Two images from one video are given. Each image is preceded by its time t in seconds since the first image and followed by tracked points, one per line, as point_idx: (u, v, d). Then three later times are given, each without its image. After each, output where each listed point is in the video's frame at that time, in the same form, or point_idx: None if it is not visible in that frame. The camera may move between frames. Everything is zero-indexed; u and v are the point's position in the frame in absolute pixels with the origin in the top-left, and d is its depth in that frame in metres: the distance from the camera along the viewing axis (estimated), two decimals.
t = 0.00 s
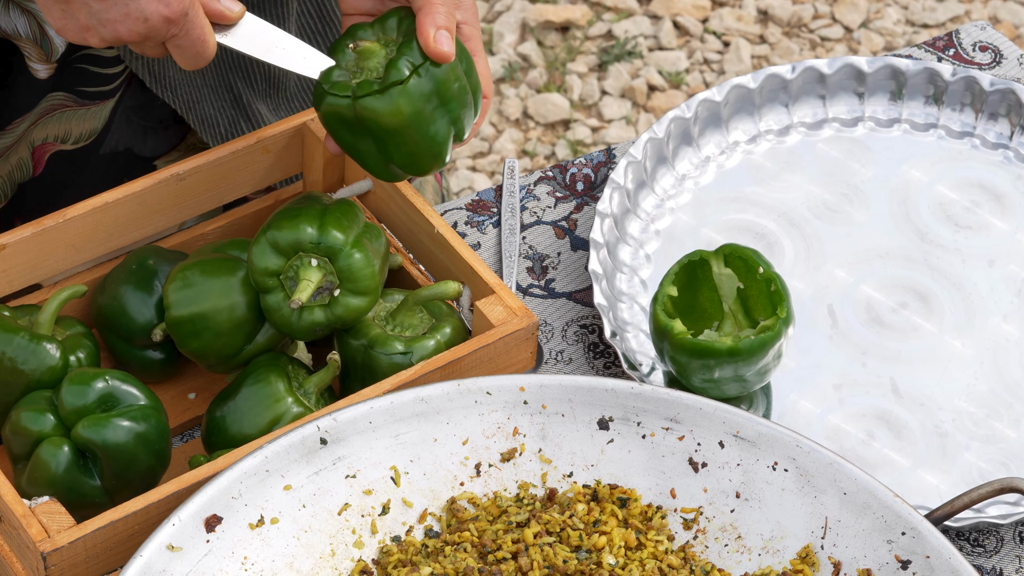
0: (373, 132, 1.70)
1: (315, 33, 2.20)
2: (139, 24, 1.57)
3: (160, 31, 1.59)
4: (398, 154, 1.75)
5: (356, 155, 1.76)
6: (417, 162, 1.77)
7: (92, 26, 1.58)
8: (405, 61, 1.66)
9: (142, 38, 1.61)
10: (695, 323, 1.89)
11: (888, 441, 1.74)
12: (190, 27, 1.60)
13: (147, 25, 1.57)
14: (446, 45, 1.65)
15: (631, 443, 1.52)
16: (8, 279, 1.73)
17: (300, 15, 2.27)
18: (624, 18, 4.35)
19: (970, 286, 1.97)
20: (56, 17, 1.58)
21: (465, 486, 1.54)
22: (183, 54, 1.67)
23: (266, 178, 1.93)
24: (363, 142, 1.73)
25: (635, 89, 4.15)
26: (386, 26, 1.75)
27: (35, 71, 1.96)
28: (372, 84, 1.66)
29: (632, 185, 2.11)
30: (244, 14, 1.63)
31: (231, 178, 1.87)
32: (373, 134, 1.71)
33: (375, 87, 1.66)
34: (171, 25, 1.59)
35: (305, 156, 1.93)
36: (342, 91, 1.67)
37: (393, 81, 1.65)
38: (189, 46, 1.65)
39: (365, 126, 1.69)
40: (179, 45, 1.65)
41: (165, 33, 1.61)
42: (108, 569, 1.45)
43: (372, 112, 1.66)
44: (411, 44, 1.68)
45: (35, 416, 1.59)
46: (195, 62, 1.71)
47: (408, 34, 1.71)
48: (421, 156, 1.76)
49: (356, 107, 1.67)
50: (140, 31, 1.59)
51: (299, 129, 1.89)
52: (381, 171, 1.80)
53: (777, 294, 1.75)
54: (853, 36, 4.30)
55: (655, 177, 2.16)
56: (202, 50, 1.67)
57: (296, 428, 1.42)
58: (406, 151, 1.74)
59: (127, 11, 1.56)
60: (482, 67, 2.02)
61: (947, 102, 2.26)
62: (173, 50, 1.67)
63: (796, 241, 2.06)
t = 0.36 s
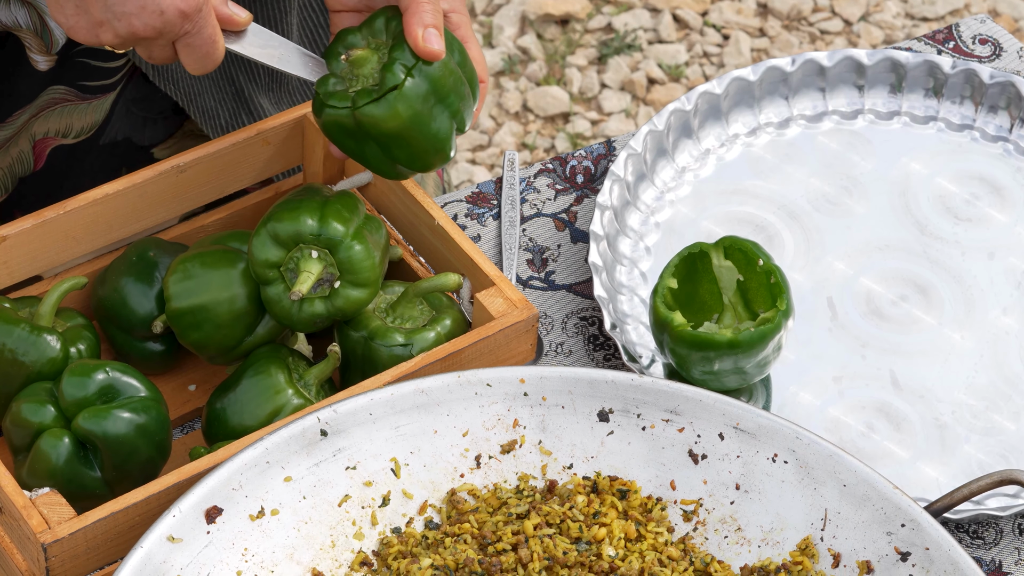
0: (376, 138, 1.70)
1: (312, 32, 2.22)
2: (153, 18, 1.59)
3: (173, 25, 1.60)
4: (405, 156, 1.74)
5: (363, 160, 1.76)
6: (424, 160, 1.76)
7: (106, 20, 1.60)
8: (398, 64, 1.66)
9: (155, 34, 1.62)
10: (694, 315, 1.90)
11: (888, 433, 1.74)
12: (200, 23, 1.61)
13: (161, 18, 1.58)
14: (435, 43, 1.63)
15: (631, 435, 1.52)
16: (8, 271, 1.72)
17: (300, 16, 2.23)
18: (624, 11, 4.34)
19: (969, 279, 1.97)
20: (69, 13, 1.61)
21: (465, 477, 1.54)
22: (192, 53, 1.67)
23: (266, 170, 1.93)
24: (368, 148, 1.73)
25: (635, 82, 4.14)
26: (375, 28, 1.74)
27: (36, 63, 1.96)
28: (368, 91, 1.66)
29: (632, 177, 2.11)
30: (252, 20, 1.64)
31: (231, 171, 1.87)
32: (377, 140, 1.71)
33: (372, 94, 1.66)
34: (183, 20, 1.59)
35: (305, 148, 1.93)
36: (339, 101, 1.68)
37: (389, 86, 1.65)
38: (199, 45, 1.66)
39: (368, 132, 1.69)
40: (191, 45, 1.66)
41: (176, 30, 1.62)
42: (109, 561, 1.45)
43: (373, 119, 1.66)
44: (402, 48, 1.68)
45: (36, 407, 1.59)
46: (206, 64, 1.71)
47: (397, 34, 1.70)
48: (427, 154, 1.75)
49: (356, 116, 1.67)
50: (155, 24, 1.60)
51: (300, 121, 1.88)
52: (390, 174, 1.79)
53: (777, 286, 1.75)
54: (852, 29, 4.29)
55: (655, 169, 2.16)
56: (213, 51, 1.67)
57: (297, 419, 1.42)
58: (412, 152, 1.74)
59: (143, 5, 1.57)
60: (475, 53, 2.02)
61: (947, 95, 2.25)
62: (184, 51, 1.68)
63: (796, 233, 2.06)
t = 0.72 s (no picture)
0: (389, 124, 1.70)
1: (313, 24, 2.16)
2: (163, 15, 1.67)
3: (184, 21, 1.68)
4: (418, 141, 1.75)
5: (374, 149, 1.76)
6: (436, 145, 1.77)
7: (117, 15, 1.70)
8: (407, 46, 1.65)
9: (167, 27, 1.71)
10: (694, 305, 1.90)
11: (887, 422, 1.75)
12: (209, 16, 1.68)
13: (171, 14, 1.67)
14: (443, 20, 1.64)
15: (631, 424, 1.53)
16: (9, 261, 1.72)
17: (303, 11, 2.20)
18: (623, 4, 4.34)
19: (968, 269, 1.98)
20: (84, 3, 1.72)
21: (465, 467, 1.54)
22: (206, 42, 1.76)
23: (266, 161, 1.93)
24: (380, 136, 1.73)
25: (635, 75, 4.14)
26: (380, 15, 1.73)
27: (40, 54, 1.95)
28: (380, 76, 1.65)
29: (632, 168, 2.11)
30: (269, 6, 1.67)
31: (231, 162, 1.87)
32: (389, 126, 1.71)
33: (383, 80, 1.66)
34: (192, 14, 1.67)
35: (306, 139, 1.93)
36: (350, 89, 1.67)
37: (400, 69, 1.65)
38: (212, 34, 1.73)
39: (380, 119, 1.69)
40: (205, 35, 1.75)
41: (188, 24, 1.70)
42: (111, 550, 1.46)
43: (386, 105, 1.66)
44: (408, 30, 1.66)
45: (37, 396, 1.59)
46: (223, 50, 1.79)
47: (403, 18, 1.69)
48: (439, 139, 1.76)
49: (369, 103, 1.67)
50: (163, 21, 1.68)
51: (301, 112, 1.88)
52: (402, 162, 1.79)
53: (776, 276, 1.75)
54: (852, 21, 4.29)
55: (654, 160, 2.16)
56: (225, 40, 1.75)
57: (298, 409, 1.42)
58: (426, 136, 1.74)
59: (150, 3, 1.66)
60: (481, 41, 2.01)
61: (946, 86, 2.26)
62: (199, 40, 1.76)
63: (795, 224, 2.06)
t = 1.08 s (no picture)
0: (378, 93, 1.69)
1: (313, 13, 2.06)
2: None
3: None
4: (403, 115, 1.74)
5: (358, 124, 1.75)
6: (419, 120, 1.76)
7: None
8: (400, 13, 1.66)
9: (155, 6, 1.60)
10: (695, 300, 1.90)
11: (888, 418, 1.74)
12: None
13: None
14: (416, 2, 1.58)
15: (633, 420, 1.53)
16: (11, 256, 1.72)
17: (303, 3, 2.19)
18: None
19: (970, 265, 1.98)
20: None
21: (467, 462, 1.54)
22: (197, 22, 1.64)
23: (267, 156, 1.93)
24: (365, 109, 1.72)
25: (635, 70, 4.13)
26: None
27: (40, 47, 1.95)
28: (371, 42, 1.64)
29: (633, 162, 2.10)
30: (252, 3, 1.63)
31: (232, 155, 1.87)
32: (379, 95, 1.69)
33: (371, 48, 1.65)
34: None
35: (307, 134, 1.92)
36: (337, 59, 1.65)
37: (392, 36, 1.63)
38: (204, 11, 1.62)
39: (369, 88, 1.68)
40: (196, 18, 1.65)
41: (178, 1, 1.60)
42: (112, 545, 1.46)
43: (377, 70, 1.65)
44: None
45: (39, 391, 1.59)
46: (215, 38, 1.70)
47: None
48: (426, 111, 1.75)
49: (359, 70, 1.65)
50: None
51: (302, 106, 1.88)
52: (383, 139, 1.79)
53: (778, 271, 1.75)
54: (852, 16, 4.28)
55: (656, 155, 2.15)
56: (217, 22, 1.65)
57: (300, 403, 1.42)
58: (413, 108, 1.73)
59: None
60: (484, 45, 1.91)
61: (948, 81, 2.25)
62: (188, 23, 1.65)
63: (797, 219, 2.06)
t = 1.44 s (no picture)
0: (388, 101, 1.69)
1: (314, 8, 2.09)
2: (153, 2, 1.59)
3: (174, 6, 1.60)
4: (412, 120, 1.75)
5: (367, 134, 1.75)
6: (426, 122, 1.77)
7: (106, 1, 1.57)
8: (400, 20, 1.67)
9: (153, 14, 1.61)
10: (697, 298, 1.90)
11: (891, 415, 1.74)
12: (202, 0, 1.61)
13: None
14: (417, 32, 1.60)
15: (636, 417, 1.53)
16: (14, 252, 1.72)
17: None
18: None
19: (973, 263, 1.97)
20: None
21: (470, 459, 1.54)
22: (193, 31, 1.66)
23: (270, 152, 1.92)
24: (372, 118, 1.72)
25: (637, 66, 4.13)
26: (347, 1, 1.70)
27: (44, 42, 1.94)
28: (376, 52, 1.66)
29: (635, 160, 2.10)
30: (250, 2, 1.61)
31: (235, 152, 1.87)
32: (389, 104, 1.70)
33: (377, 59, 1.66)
34: None
35: (310, 130, 1.92)
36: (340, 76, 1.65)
37: (396, 45, 1.66)
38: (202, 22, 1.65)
39: (379, 97, 1.68)
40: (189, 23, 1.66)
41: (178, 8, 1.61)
42: (115, 541, 1.46)
43: (387, 79, 1.65)
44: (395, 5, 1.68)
45: (42, 387, 1.59)
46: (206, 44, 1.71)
47: None
48: (433, 111, 1.76)
49: (367, 80, 1.66)
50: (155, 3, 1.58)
51: (304, 104, 1.88)
52: (386, 143, 1.78)
53: (781, 268, 1.75)
54: (854, 13, 4.27)
55: (658, 152, 2.15)
56: (213, 30, 1.66)
57: (302, 400, 1.42)
58: (422, 110, 1.73)
59: None
60: (467, 42, 1.96)
61: (950, 78, 2.25)
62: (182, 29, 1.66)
63: (799, 217, 2.06)
